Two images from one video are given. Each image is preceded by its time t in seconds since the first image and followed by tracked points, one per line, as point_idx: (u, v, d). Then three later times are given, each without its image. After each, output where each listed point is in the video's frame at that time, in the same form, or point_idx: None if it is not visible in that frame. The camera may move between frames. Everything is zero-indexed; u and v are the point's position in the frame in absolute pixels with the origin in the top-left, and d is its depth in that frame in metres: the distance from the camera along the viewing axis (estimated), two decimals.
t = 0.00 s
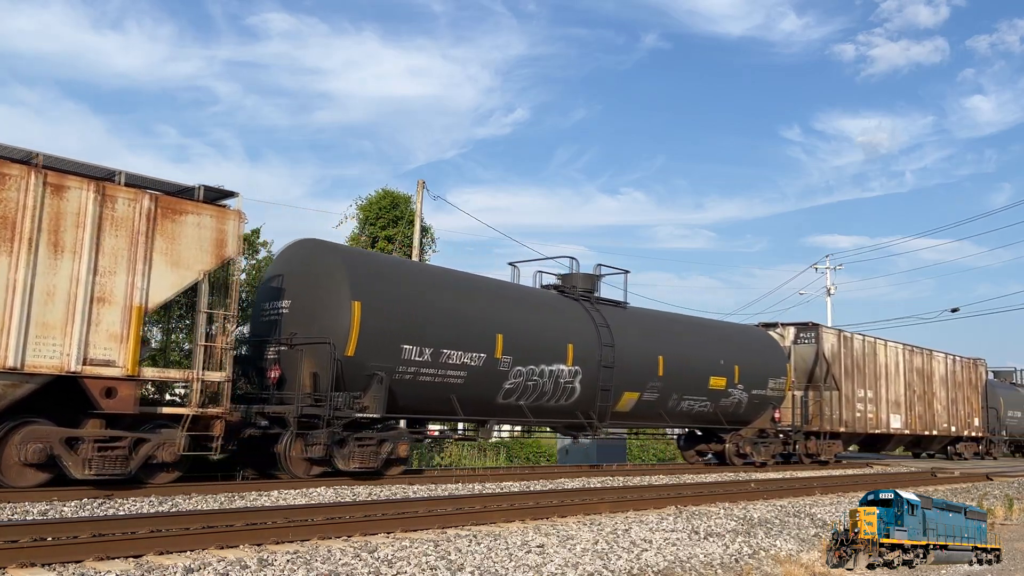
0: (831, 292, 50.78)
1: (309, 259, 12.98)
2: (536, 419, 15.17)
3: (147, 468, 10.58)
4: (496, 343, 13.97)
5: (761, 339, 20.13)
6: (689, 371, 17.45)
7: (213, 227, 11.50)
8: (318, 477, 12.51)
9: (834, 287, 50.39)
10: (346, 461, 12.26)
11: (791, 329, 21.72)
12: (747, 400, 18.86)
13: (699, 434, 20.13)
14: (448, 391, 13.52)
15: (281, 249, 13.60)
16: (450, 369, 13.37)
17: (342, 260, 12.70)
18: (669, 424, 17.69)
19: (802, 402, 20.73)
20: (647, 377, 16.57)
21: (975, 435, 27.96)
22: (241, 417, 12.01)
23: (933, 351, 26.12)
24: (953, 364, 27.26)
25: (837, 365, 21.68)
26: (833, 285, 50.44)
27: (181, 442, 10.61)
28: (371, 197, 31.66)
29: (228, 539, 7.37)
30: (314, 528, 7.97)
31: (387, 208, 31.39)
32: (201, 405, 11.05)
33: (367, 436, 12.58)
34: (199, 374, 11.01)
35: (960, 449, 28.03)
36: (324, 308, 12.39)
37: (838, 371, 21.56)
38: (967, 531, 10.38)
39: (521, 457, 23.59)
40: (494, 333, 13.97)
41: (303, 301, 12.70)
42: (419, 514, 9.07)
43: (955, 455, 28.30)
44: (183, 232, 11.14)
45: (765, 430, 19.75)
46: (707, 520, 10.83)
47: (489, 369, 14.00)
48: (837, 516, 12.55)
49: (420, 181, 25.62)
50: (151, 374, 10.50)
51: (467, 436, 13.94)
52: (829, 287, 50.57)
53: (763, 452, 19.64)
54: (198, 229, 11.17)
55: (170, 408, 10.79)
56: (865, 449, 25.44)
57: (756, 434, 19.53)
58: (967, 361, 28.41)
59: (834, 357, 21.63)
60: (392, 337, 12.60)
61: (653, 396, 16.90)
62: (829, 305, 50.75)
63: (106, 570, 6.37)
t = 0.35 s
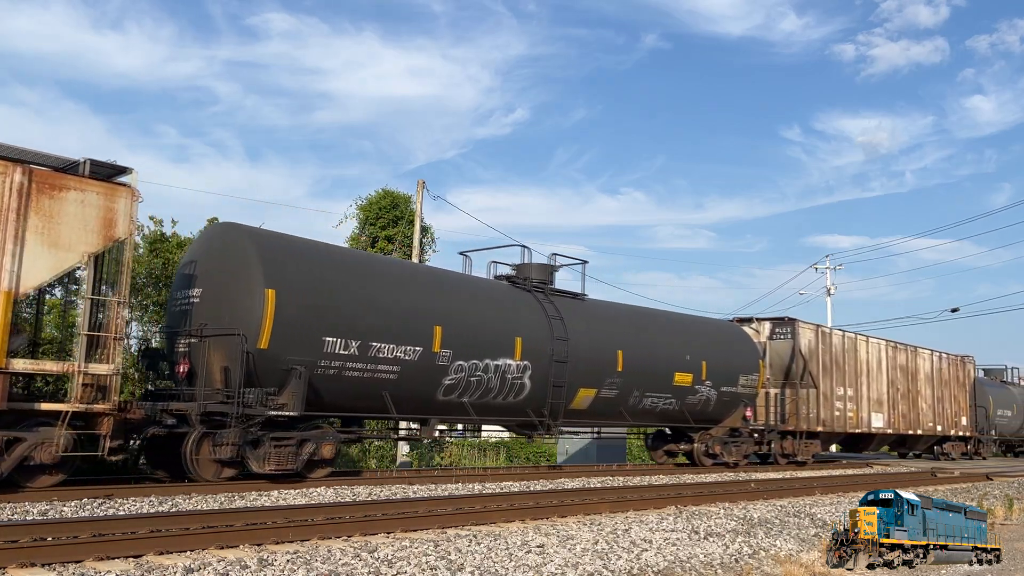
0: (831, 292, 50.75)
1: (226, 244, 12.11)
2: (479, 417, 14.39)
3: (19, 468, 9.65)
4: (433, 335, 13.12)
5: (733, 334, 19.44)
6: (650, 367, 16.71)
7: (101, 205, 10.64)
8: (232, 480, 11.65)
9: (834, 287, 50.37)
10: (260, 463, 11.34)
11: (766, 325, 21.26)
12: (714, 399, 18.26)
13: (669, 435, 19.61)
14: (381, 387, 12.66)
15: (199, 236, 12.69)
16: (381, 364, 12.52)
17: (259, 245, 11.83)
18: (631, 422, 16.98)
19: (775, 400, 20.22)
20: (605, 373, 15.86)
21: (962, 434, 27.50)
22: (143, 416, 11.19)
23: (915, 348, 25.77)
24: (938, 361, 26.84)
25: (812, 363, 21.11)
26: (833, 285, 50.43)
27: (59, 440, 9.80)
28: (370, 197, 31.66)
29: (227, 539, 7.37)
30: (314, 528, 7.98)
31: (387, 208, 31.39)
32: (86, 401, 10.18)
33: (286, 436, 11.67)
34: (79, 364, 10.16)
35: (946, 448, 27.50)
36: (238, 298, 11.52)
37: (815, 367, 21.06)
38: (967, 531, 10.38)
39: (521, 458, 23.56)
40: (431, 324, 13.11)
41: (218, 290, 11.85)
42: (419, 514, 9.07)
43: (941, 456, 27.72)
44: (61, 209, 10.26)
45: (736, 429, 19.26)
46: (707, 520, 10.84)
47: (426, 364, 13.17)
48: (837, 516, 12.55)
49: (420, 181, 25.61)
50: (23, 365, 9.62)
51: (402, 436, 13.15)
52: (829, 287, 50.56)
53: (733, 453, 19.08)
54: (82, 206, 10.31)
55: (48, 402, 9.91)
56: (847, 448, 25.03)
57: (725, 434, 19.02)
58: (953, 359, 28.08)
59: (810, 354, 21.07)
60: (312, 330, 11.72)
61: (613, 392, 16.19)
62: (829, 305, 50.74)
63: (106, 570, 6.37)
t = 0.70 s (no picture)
0: (831, 292, 50.69)
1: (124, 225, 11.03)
2: (417, 416, 13.43)
3: None
4: (362, 327, 12.11)
5: (701, 329, 18.60)
6: (605, 363, 15.69)
7: None
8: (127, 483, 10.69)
9: (834, 287, 50.32)
10: (158, 463, 10.40)
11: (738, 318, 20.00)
12: (681, 396, 17.39)
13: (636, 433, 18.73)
14: (299, 382, 11.63)
15: (99, 218, 11.55)
16: (300, 358, 11.49)
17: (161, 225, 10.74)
18: (587, 420, 16.10)
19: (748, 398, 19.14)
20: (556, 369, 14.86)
21: (948, 434, 26.82)
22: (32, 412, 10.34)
23: (899, 344, 24.97)
24: (922, 359, 26.11)
25: (788, 358, 19.77)
26: (833, 285, 50.39)
27: None
28: (370, 197, 31.66)
29: (227, 539, 7.37)
30: (314, 528, 7.97)
31: (387, 208, 31.38)
32: None
33: (189, 436, 10.62)
34: None
35: (932, 449, 27.02)
36: (133, 284, 10.47)
37: (791, 364, 19.85)
38: (967, 531, 10.38)
39: (521, 457, 23.57)
40: (358, 316, 12.10)
41: (113, 275, 10.78)
42: (419, 514, 9.07)
43: (926, 456, 27.13)
44: None
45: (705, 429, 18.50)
46: (707, 520, 10.83)
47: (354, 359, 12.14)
48: (837, 516, 12.55)
49: (420, 180, 25.61)
50: None
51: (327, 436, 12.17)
52: (829, 287, 50.50)
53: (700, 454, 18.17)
54: None
55: None
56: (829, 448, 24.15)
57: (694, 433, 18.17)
58: (939, 355, 27.47)
59: (786, 349, 19.75)
60: (218, 319, 10.67)
61: (562, 391, 15.17)
62: (829, 305, 50.68)
63: (106, 570, 6.37)
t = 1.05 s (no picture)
0: (830, 292, 50.67)
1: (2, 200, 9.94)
2: (343, 412, 12.54)
3: None
4: (277, 317, 11.17)
5: (666, 324, 17.94)
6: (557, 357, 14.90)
7: None
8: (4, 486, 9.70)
9: (833, 287, 50.30)
10: (33, 464, 9.35)
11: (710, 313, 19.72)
12: (642, 393, 16.74)
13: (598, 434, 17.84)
14: (204, 375, 10.70)
15: None
16: (204, 350, 10.56)
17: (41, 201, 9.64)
18: (539, 418, 15.23)
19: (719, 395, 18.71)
20: (503, 364, 14.06)
21: (932, 432, 26.73)
22: None
23: (883, 341, 24.96)
24: (906, 356, 26.07)
25: (761, 354, 19.34)
26: (832, 285, 50.36)
27: None
28: (371, 197, 31.69)
29: (227, 539, 7.37)
30: (314, 528, 7.97)
31: (387, 208, 31.40)
32: None
33: (75, 436, 9.64)
34: None
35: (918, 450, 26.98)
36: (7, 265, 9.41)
37: (764, 360, 19.42)
38: (967, 531, 10.38)
39: (521, 458, 23.52)
40: (273, 304, 11.16)
41: None
42: (419, 514, 9.07)
43: (910, 456, 27.13)
44: None
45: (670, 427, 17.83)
46: (707, 520, 10.83)
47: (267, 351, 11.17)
48: (837, 516, 12.55)
49: (421, 180, 25.64)
50: None
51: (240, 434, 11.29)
52: (829, 286, 50.48)
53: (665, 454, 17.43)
54: None
55: None
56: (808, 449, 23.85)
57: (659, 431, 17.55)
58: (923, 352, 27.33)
59: (758, 345, 19.35)
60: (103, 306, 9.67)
61: (510, 386, 14.32)
62: (829, 305, 50.66)
63: (106, 570, 6.37)
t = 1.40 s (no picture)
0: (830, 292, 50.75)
1: None
2: (258, 410, 11.69)
3: None
4: (175, 305, 10.26)
5: (623, 315, 17.18)
6: (502, 350, 14.18)
7: None
8: None
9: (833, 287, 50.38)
10: None
11: (676, 307, 19.52)
12: (600, 389, 16.07)
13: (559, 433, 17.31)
14: (90, 369, 9.78)
15: None
16: (88, 341, 9.63)
17: None
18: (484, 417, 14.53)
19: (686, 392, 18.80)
20: (442, 358, 13.30)
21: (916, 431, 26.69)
22: None
23: (862, 337, 24.89)
24: (887, 352, 25.97)
25: (730, 350, 19.21)
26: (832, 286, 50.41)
27: None
28: (371, 197, 31.70)
29: (227, 539, 7.37)
30: (314, 528, 7.97)
31: (388, 208, 31.41)
32: None
33: None
34: None
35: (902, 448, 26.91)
36: None
37: (734, 356, 19.31)
38: (967, 531, 10.38)
39: (522, 458, 23.54)
40: (168, 291, 10.21)
41: None
42: (419, 514, 9.07)
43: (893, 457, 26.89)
44: None
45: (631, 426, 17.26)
46: (707, 520, 10.83)
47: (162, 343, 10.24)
48: (837, 516, 12.55)
49: (421, 181, 25.68)
50: None
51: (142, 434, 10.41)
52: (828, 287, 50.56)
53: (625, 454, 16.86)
54: None
55: None
56: (785, 448, 23.72)
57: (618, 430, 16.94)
58: (907, 350, 27.31)
59: (727, 340, 19.20)
60: None
61: (451, 382, 13.59)
62: (829, 306, 50.74)
63: (106, 570, 6.37)
